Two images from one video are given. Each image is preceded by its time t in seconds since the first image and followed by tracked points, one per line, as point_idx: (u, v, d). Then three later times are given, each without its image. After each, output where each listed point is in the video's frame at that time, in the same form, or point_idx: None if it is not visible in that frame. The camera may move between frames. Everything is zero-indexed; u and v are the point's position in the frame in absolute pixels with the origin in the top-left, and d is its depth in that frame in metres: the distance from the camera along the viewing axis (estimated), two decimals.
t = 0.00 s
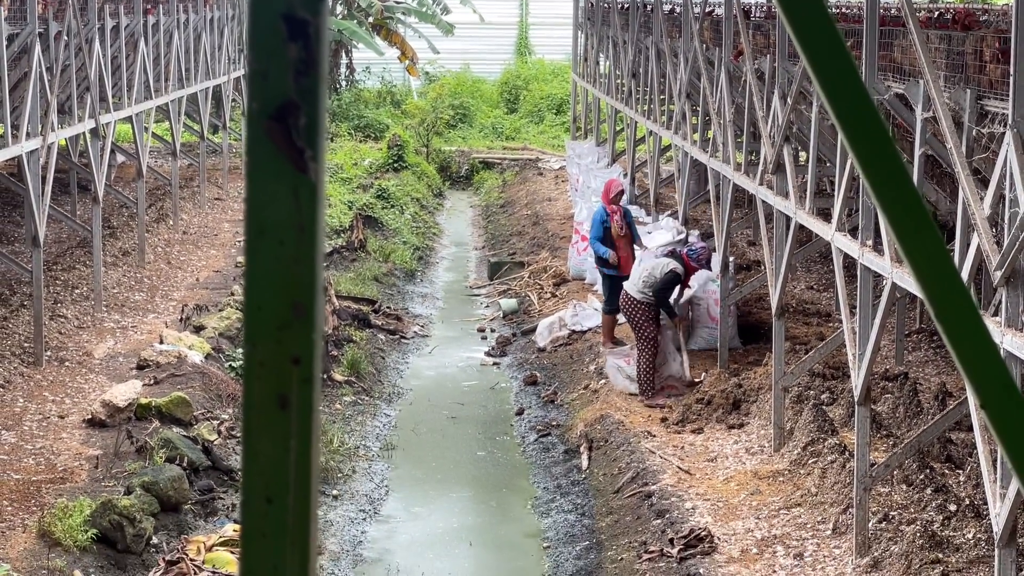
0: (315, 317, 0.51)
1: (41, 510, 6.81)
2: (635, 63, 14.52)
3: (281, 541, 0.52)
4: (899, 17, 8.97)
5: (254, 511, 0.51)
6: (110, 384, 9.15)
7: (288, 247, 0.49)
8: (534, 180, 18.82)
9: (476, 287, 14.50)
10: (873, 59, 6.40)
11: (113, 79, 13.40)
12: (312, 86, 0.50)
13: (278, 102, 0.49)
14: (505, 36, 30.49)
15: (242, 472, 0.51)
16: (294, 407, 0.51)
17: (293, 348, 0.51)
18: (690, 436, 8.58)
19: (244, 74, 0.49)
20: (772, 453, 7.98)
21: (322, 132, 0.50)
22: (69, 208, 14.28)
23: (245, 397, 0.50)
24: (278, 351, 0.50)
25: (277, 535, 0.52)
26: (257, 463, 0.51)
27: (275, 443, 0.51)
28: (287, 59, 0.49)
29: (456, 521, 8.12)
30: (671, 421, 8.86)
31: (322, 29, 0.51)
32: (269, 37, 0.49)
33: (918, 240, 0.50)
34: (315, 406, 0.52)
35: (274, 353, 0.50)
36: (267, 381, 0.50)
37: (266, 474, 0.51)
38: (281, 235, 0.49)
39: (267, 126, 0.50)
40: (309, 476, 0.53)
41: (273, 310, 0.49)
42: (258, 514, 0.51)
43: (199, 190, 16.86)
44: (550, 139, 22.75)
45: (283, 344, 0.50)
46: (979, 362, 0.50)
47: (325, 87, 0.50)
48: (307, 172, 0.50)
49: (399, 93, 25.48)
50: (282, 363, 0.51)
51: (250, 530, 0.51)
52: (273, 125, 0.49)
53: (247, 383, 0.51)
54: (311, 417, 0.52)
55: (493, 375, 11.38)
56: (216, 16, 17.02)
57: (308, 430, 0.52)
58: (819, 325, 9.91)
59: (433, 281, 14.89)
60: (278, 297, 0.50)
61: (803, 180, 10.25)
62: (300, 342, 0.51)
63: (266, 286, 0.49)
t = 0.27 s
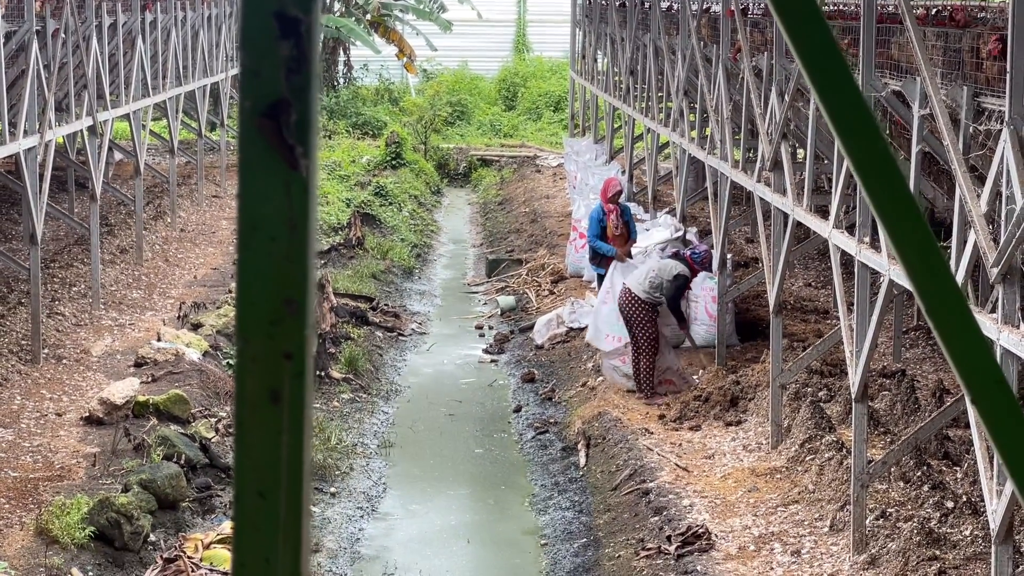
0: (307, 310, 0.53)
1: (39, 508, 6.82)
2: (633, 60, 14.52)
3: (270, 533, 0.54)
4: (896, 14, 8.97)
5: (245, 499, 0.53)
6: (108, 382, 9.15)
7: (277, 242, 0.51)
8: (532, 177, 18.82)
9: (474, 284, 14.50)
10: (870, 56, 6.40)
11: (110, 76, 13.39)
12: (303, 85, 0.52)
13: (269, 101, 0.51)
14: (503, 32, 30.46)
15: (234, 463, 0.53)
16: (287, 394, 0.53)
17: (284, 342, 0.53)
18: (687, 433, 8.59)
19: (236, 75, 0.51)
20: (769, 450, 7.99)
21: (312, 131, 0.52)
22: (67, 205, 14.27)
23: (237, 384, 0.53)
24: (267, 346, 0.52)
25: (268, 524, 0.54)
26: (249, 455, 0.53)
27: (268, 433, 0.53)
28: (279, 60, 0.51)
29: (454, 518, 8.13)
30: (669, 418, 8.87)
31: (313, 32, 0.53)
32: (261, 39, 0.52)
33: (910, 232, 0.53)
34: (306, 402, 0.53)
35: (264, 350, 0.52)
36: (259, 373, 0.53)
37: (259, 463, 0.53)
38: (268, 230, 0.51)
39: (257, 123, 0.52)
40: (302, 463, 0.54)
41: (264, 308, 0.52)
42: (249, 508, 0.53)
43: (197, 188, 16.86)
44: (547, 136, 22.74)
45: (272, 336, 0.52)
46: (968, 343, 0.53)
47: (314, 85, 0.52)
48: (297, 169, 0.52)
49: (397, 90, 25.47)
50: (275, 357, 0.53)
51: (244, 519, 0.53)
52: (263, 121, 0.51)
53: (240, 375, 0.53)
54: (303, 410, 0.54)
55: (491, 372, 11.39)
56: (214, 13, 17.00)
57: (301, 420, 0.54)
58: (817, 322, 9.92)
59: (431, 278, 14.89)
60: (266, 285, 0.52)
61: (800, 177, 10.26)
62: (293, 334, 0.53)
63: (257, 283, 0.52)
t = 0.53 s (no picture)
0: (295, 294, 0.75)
1: (34, 505, 6.81)
2: (628, 57, 14.51)
3: (261, 525, 0.77)
4: (890, 11, 8.99)
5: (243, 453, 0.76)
6: (103, 380, 9.13)
7: (266, 231, 0.73)
8: (527, 175, 18.78)
9: (469, 282, 14.49)
10: (863, 53, 6.42)
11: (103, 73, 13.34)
12: (289, 82, 0.73)
13: (259, 100, 0.73)
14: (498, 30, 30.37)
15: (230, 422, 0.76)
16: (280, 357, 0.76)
17: (272, 310, 0.75)
18: (683, 430, 8.60)
19: (232, 83, 0.73)
20: (764, 446, 8.00)
21: (296, 128, 0.74)
22: (61, 204, 14.23)
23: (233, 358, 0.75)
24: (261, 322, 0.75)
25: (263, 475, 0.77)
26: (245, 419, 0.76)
27: (258, 427, 0.76)
28: (269, 57, 0.73)
29: (449, 516, 8.13)
30: (665, 415, 8.88)
31: (298, 38, 0.74)
32: (254, 46, 0.73)
33: (903, 237, 0.70)
34: (294, 368, 0.76)
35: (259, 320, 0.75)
36: (253, 349, 0.75)
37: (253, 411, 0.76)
38: (260, 218, 0.73)
39: (250, 120, 0.73)
40: (291, 404, 0.76)
41: (255, 307, 0.75)
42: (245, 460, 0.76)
43: (191, 186, 16.81)
44: (543, 134, 22.69)
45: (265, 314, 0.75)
46: (946, 316, 0.69)
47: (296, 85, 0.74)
48: (287, 165, 0.73)
49: (392, 88, 25.41)
50: (264, 354, 0.76)
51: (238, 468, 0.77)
52: (255, 119, 0.73)
53: (241, 337, 0.75)
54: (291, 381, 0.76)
55: (486, 370, 11.38)
56: (208, 11, 16.95)
57: (288, 377, 0.76)
58: (812, 319, 9.93)
59: (426, 276, 14.87)
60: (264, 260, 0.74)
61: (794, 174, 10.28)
62: (282, 316, 0.75)
63: (253, 266, 0.74)
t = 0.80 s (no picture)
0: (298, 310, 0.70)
1: (31, 505, 6.81)
2: (624, 55, 14.51)
3: (265, 533, 0.71)
4: (886, 9, 8.99)
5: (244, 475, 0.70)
6: (100, 379, 9.13)
7: (271, 244, 0.68)
8: (523, 173, 18.80)
9: (466, 280, 14.50)
10: (859, 51, 6.42)
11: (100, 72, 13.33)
12: (292, 94, 0.68)
13: (263, 109, 0.68)
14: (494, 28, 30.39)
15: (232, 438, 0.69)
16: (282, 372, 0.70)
17: (276, 322, 0.69)
18: (680, 428, 8.61)
19: (234, 92, 0.68)
20: (761, 443, 8.01)
21: (300, 141, 0.69)
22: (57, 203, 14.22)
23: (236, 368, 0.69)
24: (266, 337, 0.69)
25: (265, 502, 0.70)
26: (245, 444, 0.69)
27: (262, 437, 0.69)
28: (272, 68, 0.68)
29: (447, 514, 8.14)
30: (661, 413, 8.89)
31: (300, 48, 0.69)
32: (257, 55, 0.68)
33: (891, 230, 0.65)
34: (298, 390, 0.70)
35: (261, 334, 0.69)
36: (258, 370, 0.69)
37: (254, 429, 0.69)
38: (264, 232, 0.68)
39: (254, 130, 0.68)
40: (294, 426, 0.70)
41: (260, 314, 0.68)
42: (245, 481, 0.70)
43: (187, 184, 16.81)
44: (539, 132, 22.72)
45: (267, 328, 0.69)
46: (939, 322, 0.65)
47: (301, 96, 0.69)
48: (290, 175, 0.68)
49: (388, 86, 25.41)
50: (268, 363, 0.69)
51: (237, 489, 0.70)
52: (258, 129, 0.68)
53: (240, 350, 0.69)
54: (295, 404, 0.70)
55: (483, 368, 11.39)
56: (204, 9, 16.94)
57: (292, 397, 0.70)
58: (808, 316, 9.95)
59: (423, 274, 14.88)
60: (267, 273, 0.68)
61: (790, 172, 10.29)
62: (285, 336, 0.69)
63: (253, 285, 0.68)
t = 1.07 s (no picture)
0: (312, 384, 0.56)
1: (35, 510, 6.82)
2: (624, 57, 14.53)
3: None
4: (885, 10, 8.99)
5: None
6: (103, 383, 9.13)
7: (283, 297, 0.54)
8: (524, 175, 18.83)
9: (467, 282, 14.52)
10: (859, 53, 6.42)
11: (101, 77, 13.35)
12: (305, 116, 0.55)
13: (273, 132, 0.54)
14: (494, 30, 30.43)
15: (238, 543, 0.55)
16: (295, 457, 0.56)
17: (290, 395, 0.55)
18: (681, 429, 8.61)
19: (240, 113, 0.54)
20: (763, 444, 8.01)
21: (315, 160, 0.55)
22: (59, 207, 14.23)
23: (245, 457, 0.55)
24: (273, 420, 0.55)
25: None
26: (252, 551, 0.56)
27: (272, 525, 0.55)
28: (282, 86, 0.54)
29: (449, 516, 8.14)
30: (663, 414, 8.89)
31: (312, 63, 0.55)
32: (264, 67, 0.54)
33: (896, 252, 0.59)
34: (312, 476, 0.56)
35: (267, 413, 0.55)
36: (270, 466, 0.55)
37: (263, 529, 0.55)
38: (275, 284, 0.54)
39: (263, 160, 0.54)
40: (306, 525, 0.57)
41: (273, 368, 0.55)
42: None
43: (189, 188, 16.83)
44: (539, 134, 22.76)
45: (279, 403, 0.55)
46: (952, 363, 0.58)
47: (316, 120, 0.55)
48: (302, 197, 0.54)
49: (388, 88, 25.47)
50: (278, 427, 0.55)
51: None
52: (269, 157, 0.54)
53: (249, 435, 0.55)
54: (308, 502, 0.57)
55: (485, 370, 11.40)
56: (205, 13, 16.96)
57: (304, 490, 0.57)
58: (809, 317, 9.95)
59: (424, 276, 14.90)
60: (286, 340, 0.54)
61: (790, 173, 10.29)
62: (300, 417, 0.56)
63: (262, 358, 0.54)
